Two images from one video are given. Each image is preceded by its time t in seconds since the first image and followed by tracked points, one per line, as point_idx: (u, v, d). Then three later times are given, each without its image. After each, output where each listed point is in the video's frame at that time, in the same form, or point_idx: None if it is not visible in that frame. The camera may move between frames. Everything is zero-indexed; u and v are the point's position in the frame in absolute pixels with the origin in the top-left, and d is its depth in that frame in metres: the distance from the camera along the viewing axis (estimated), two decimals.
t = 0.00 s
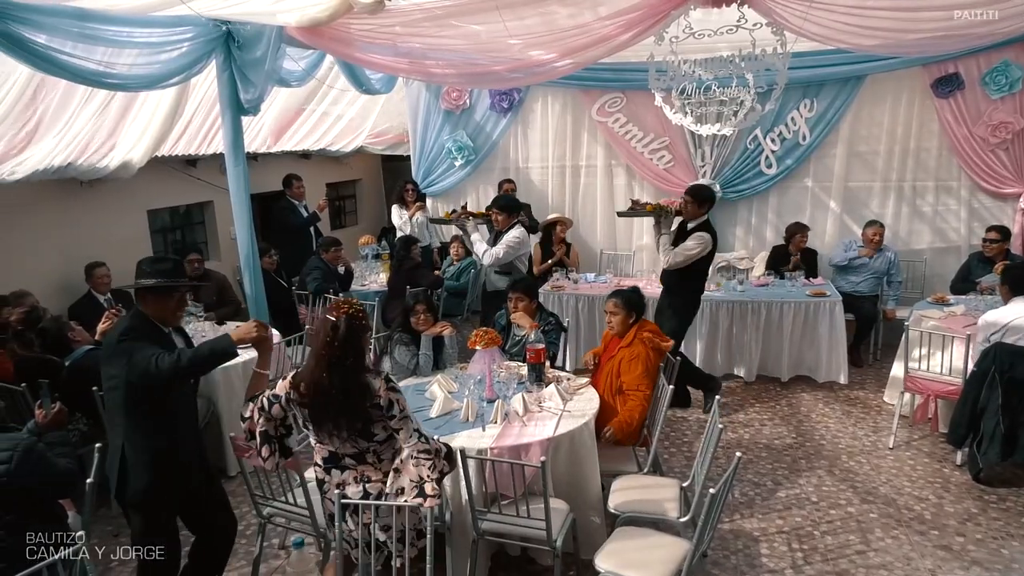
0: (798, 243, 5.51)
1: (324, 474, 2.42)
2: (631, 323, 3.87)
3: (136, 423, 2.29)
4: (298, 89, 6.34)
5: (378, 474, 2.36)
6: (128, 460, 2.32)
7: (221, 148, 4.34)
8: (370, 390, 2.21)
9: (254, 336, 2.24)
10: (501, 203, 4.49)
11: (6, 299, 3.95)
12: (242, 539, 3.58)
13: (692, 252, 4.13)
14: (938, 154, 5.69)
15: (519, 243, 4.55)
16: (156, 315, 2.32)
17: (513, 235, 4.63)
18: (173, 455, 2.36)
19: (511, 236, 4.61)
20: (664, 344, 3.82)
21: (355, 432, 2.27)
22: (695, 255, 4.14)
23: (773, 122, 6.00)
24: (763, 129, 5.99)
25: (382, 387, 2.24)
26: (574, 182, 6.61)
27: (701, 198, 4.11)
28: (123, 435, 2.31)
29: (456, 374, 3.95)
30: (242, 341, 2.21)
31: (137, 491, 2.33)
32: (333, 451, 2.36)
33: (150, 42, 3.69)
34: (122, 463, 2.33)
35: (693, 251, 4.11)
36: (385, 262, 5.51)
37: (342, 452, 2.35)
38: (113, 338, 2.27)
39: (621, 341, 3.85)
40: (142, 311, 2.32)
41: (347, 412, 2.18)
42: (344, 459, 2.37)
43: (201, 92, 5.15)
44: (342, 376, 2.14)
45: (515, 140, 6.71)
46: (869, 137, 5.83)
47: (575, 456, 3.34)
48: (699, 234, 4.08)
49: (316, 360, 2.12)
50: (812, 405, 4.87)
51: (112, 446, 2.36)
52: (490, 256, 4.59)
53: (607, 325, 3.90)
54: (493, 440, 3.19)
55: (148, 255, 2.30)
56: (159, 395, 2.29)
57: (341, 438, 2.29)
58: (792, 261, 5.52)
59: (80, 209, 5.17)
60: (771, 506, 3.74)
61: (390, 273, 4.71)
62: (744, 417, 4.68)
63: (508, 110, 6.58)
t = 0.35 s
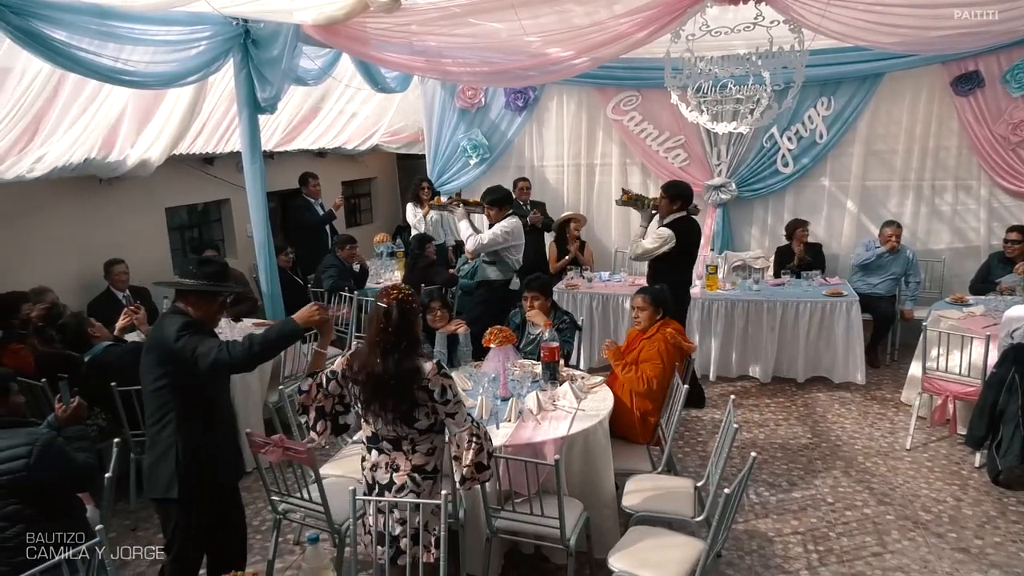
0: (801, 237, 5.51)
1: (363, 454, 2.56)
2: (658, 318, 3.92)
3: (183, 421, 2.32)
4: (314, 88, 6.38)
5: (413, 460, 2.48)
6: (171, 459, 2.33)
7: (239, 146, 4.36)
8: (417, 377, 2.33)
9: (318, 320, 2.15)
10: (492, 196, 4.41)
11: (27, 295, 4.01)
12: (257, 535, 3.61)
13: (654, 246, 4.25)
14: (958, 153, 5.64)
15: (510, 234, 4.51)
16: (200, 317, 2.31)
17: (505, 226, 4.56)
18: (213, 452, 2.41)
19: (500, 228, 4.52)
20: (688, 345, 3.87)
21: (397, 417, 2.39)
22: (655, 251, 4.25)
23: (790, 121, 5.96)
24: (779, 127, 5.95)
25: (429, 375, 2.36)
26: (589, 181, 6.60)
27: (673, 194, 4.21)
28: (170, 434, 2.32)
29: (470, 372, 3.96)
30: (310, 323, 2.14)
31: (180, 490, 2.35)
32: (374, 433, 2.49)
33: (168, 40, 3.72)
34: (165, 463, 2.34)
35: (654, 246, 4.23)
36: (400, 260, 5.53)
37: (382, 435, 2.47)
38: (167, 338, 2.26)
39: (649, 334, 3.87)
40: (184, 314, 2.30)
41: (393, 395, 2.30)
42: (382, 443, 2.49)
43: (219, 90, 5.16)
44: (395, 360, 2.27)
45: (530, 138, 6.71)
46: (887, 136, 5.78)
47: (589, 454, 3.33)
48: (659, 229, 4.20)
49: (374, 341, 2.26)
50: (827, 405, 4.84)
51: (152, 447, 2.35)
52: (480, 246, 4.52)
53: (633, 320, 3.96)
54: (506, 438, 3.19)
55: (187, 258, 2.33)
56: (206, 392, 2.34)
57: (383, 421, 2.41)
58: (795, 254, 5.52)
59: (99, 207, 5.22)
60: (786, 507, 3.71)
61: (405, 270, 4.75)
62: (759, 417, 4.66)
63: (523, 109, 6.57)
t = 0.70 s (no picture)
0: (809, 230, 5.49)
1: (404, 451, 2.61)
2: (672, 312, 3.84)
3: (224, 420, 2.25)
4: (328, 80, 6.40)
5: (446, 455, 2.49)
6: (210, 458, 2.26)
7: (253, 138, 4.38)
8: (448, 367, 2.37)
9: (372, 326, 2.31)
10: (484, 198, 4.43)
11: (44, 286, 4.06)
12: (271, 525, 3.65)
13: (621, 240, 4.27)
14: (976, 147, 5.57)
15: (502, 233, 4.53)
16: (256, 319, 2.23)
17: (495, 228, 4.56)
18: (251, 452, 2.34)
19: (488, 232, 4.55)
20: (700, 339, 3.74)
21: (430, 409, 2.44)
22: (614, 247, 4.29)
23: (805, 113, 5.90)
24: (795, 120, 5.90)
25: (458, 367, 2.38)
26: (602, 174, 6.58)
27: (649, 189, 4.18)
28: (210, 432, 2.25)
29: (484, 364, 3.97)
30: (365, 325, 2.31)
31: (217, 489, 2.29)
32: (411, 428, 2.53)
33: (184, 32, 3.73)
34: (202, 461, 2.27)
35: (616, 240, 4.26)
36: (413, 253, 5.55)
37: (418, 430, 2.51)
38: (219, 335, 2.17)
39: (660, 327, 3.79)
40: (241, 312, 2.23)
41: (423, 382, 2.38)
42: (418, 437, 2.52)
43: (234, 83, 5.19)
44: (427, 347, 2.37)
45: (543, 131, 6.70)
46: (904, 129, 5.72)
47: (601, 447, 3.33)
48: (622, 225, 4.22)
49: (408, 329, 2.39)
50: (842, 399, 4.81)
51: (189, 444, 2.27)
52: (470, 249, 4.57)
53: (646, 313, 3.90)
54: (519, 430, 3.20)
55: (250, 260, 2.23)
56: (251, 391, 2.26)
57: (417, 413, 2.46)
58: (799, 245, 5.50)
59: (116, 199, 5.26)
60: (799, 502, 3.70)
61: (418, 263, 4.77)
62: (772, 412, 4.64)
63: (536, 101, 6.56)
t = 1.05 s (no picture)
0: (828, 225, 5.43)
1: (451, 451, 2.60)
2: (681, 308, 3.83)
3: (268, 417, 2.12)
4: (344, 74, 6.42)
5: (492, 454, 2.47)
6: (251, 456, 2.13)
7: (269, 132, 4.40)
8: (487, 365, 2.38)
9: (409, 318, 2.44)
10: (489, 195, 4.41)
11: (65, 278, 4.12)
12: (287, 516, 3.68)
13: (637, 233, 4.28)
14: (998, 141, 5.49)
15: (511, 230, 4.53)
16: (310, 317, 2.18)
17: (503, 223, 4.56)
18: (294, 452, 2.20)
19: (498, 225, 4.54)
20: (710, 334, 3.74)
21: (474, 406, 2.43)
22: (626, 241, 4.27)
23: (823, 107, 5.86)
24: (813, 113, 5.86)
25: (498, 364, 2.38)
26: (618, 168, 6.56)
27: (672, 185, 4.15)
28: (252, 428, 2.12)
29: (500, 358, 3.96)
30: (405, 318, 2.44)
31: (255, 488, 2.16)
32: (457, 427, 2.53)
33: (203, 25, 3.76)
34: (242, 459, 2.14)
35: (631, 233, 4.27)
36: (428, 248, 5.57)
37: (465, 428, 2.50)
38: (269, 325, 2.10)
39: (669, 323, 3.78)
40: (294, 311, 2.17)
41: (461, 381, 2.40)
42: (466, 435, 2.52)
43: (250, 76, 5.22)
44: (465, 346, 2.36)
45: (559, 125, 6.69)
46: (924, 122, 5.65)
47: (615, 442, 3.32)
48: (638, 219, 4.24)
49: (443, 328, 2.40)
50: (859, 396, 4.77)
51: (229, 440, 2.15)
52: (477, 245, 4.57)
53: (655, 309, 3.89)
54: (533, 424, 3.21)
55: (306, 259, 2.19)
56: (296, 388, 2.13)
57: (461, 412, 2.46)
58: (820, 241, 5.47)
59: (134, 193, 5.32)
60: (814, 498, 3.68)
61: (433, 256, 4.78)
62: (788, 408, 4.61)
63: (552, 95, 6.54)
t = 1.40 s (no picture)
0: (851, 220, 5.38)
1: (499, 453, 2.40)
2: (692, 306, 3.77)
3: (316, 421, 2.11)
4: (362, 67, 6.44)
5: (533, 464, 2.24)
6: (297, 459, 2.14)
7: (287, 126, 4.42)
8: (539, 374, 2.10)
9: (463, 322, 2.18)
10: (501, 183, 4.30)
11: (86, 269, 4.17)
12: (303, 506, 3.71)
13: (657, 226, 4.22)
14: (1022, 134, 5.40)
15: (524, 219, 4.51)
16: (363, 322, 2.13)
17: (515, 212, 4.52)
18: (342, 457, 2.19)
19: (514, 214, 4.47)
20: (722, 331, 3.71)
21: (522, 413, 2.19)
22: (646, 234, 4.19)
23: (844, 100, 5.79)
24: (832, 107, 5.80)
25: (551, 375, 2.09)
26: (635, 161, 6.53)
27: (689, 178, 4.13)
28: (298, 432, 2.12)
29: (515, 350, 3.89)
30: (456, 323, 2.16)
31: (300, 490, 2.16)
32: (503, 430, 2.31)
33: (223, 19, 3.77)
34: (289, 461, 2.16)
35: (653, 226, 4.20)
36: (444, 241, 5.58)
37: (509, 433, 2.28)
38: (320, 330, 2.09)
39: (680, 321, 3.74)
40: (349, 316, 2.12)
41: (509, 386, 2.15)
42: (509, 440, 2.30)
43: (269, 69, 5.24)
44: (513, 350, 2.14)
45: (575, 119, 6.68)
46: (946, 116, 5.57)
47: (630, 437, 3.30)
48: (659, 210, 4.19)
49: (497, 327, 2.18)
50: (876, 393, 4.73)
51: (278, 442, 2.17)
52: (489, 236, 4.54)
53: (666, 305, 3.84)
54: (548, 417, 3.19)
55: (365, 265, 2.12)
56: (345, 393, 2.11)
57: (507, 417, 2.23)
58: (844, 234, 5.40)
59: (154, 186, 5.38)
60: (831, 495, 3.65)
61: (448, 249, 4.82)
62: (805, 404, 4.58)
63: (569, 88, 6.52)
